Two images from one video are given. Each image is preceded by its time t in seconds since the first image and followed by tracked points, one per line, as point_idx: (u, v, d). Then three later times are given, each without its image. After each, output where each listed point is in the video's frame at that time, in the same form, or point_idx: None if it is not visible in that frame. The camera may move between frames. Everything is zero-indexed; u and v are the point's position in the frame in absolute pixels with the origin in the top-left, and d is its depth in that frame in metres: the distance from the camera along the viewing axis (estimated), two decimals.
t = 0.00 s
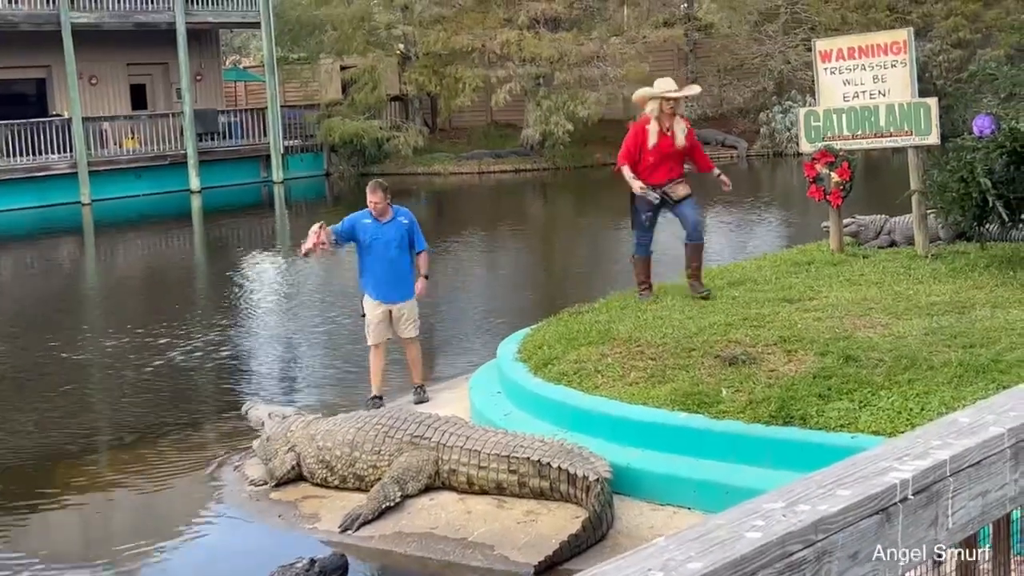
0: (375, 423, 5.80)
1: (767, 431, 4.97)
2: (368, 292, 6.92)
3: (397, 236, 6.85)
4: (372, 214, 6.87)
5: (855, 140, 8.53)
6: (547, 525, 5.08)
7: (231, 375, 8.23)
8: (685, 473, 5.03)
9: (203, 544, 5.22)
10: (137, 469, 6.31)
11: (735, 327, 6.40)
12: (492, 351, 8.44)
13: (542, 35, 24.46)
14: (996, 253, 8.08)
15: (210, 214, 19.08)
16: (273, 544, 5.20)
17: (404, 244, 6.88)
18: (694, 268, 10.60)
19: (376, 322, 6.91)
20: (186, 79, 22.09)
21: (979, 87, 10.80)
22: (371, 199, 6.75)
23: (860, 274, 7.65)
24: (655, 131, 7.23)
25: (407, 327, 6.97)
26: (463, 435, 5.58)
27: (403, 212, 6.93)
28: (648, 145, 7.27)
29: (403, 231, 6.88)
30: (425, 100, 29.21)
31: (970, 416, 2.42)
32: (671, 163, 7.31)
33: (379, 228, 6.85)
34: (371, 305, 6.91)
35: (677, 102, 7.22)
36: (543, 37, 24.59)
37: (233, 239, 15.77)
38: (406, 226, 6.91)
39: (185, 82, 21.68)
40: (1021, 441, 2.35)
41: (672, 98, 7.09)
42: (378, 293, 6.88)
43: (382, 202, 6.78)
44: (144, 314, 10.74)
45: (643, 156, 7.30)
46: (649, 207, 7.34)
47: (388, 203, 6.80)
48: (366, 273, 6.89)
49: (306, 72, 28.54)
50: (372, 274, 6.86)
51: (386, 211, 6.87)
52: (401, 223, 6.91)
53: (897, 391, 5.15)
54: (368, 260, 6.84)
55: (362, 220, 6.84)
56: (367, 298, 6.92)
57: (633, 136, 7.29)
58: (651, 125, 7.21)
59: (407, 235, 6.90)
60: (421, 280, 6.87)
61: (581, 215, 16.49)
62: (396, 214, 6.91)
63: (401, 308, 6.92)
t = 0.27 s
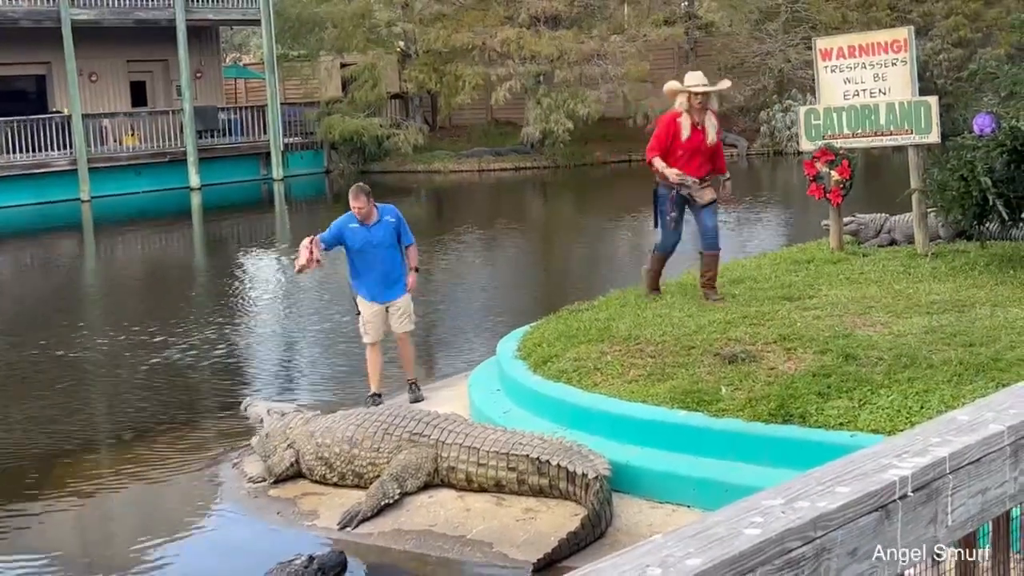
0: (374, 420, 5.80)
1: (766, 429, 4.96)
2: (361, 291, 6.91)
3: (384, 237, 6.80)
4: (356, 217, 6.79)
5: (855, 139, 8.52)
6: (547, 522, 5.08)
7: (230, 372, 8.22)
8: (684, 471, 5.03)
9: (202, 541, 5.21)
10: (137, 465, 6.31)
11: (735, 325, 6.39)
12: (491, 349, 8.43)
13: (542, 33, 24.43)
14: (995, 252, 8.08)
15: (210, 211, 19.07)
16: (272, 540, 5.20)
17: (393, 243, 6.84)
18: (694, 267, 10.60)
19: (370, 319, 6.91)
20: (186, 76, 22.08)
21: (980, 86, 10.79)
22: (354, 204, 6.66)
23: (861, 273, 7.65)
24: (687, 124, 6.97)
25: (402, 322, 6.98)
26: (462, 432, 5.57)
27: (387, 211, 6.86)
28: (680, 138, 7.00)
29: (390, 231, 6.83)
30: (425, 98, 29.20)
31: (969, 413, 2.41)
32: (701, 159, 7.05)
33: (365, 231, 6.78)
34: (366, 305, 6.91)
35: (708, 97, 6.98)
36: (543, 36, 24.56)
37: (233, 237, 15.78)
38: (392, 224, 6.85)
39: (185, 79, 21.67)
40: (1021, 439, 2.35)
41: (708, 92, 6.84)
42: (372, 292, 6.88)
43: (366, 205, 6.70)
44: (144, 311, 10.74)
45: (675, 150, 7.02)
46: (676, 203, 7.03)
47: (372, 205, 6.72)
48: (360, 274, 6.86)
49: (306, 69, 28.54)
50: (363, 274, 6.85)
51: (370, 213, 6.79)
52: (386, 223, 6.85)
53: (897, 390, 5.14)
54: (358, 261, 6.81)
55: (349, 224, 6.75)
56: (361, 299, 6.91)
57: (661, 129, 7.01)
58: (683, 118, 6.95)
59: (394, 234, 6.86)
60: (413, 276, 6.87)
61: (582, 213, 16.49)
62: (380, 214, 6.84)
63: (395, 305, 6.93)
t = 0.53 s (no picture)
0: (375, 417, 5.80)
1: (766, 429, 4.97)
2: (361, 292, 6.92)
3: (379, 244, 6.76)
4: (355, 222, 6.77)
5: (857, 139, 8.51)
6: (546, 521, 5.08)
7: (230, 370, 8.23)
8: (684, 470, 5.03)
9: (201, 538, 5.22)
10: (136, 461, 6.31)
11: (735, 325, 6.39)
12: (491, 347, 8.43)
13: (543, 33, 24.42)
14: (997, 253, 8.07)
15: (211, 209, 19.07)
16: (273, 538, 5.21)
17: (388, 249, 6.80)
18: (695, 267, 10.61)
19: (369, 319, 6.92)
20: (188, 73, 22.07)
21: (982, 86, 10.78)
22: (350, 213, 6.65)
23: (862, 273, 7.64)
24: (704, 113, 6.74)
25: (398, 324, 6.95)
26: (462, 430, 5.57)
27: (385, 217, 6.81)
28: (695, 126, 6.79)
29: (386, 237, 6.79)
30: (426, 97, 29.21)
31: (970, 414, 2.41)
32: (718, 150, 6.79)
33: (363, 236, 6.76)
34: (365, 305, 6.92)
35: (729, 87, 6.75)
36: (545, 35, 24.54)
37: (234, 234, 15.78)
38: (388, 230, 6.81)
39: (187, 76, 21.67)
40: (1022, 439, 2.34)
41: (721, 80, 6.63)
42: (371, 293, 6.88)
43: (363, 214, 6.67)
44: (145, 308, 10.74)
45: (689, 140, 6.82)
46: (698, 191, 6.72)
47: (366, 213, 6.67)
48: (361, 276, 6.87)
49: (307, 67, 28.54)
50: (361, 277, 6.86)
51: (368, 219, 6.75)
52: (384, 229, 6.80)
53: (897, 390, 5.14)
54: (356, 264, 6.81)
55: (349, 234, 6.75)
56: (361, 298, 6.93)
57: (678, 117, 6.85)
58: (700, 107, 6.74)
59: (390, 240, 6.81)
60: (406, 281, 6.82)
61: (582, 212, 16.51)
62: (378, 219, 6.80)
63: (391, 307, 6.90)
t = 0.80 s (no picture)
0: (380, 416, 5.80)
1: (771, 430, 4.96)
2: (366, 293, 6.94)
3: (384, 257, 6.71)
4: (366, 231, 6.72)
5: (864, 141, 8.51)
6: (551, 521, 5.08)
7: (236, 367, 8.24)
8: (689, 471, 5.03)
9: (205, 535, 5.23)
10: (142, 458, 6.32)
11: (741, 326, 6.39)
12: (497, 347, 8.44)
13: (551, 33, 24.41)
14: (1004, 257, 8.05)
15: (218, 207, 19.10)
16: (277, 535, 5.22)
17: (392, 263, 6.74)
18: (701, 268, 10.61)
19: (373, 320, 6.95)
20: (196, 72, 22.10)
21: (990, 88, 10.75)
22: (359, 226, 6.61)
23: (868, 276, 7.64)
24: (717, 121, 6.57)
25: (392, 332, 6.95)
26: (467, 429, 5.58)
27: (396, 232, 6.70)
28: (712, 135, 6.62)
29: (392, 252, 6.71)
30: (434, 96, 29.22)
31: (976, 416, 2.41)
32: (738, 157, 6.56)
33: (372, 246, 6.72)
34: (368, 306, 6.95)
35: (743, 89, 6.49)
36: (552, 35, 24.53)
37: (241, 233, 15.80)
38: (396, 246, 6.72)
39: (195, 75, 21.70)
40: None
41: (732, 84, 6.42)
42: (375, 297, 6.89)
43: (373, 229, 6.62)
44: (151, 305, 10.76)
45: (707, 150, 6.65)
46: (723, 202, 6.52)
47: (374, 228, 6.60)
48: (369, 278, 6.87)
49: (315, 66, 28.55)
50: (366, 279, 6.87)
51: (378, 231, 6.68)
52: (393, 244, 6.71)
53: (903, 393, 5.14)
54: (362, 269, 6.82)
55: (359, 244, 6.71)
56: (367, 298, 6.92)
57: (698, 128, 6.70)
58: (711, 114, 6.56)
59: (396, 255, 6.73)
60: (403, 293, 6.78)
61: (588, 212, 16.52)
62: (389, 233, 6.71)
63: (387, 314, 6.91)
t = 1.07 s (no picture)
0: (389, 415, 5.81)
1: (780, 433, 4.96)
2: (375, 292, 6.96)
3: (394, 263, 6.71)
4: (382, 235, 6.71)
5: (876, 145, 8.47)
6: (560, 521, 5.08)
7: (246, 366, 8.26)
8: (698, 473, 5.02)
9: (214, 532, 5.24)
10: (152, 456, 6.34)
11: (751, 328, 6.39)
12: (506, 348, 8.44)
13: (562, 35, 24.41)
14: (1015, 262, 8.02)
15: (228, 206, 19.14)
16: (286, 533, 5.23)
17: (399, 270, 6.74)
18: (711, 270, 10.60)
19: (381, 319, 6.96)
20: (208, 72, 22.15)
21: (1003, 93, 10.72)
22: (375, 231, 6.61)
23: (879, 279, 7.62)
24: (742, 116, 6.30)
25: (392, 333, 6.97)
26: (476, 429, 5.58)
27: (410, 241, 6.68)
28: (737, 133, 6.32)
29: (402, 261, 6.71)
30: (445, 98, 29.24)
31: (989, 417, 2.41)
32: (762, 155, 6.26)
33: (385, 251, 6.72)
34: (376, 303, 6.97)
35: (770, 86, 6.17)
36: (563, 37, 24.51)
37: (251, 232, 15.81)
38: (407, 256, 6.71)
39: (206, 74, 21.75)
40: None
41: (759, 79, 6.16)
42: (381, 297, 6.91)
43: (388, 237, 6.61)
44: (161, 304, 10.79)
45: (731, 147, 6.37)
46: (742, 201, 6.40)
47: (388, 236, 6.60)
48: (382, 280, 6.87)
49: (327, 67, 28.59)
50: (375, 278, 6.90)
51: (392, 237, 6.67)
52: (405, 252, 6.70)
53: (913, 396, 5.13)
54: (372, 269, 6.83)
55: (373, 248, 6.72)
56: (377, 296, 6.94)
57: (724, 125, 6.40)
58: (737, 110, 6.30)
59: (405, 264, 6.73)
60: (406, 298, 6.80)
61: (598, 214, 16.52)
62: (402, 241, 6.70)
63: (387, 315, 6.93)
